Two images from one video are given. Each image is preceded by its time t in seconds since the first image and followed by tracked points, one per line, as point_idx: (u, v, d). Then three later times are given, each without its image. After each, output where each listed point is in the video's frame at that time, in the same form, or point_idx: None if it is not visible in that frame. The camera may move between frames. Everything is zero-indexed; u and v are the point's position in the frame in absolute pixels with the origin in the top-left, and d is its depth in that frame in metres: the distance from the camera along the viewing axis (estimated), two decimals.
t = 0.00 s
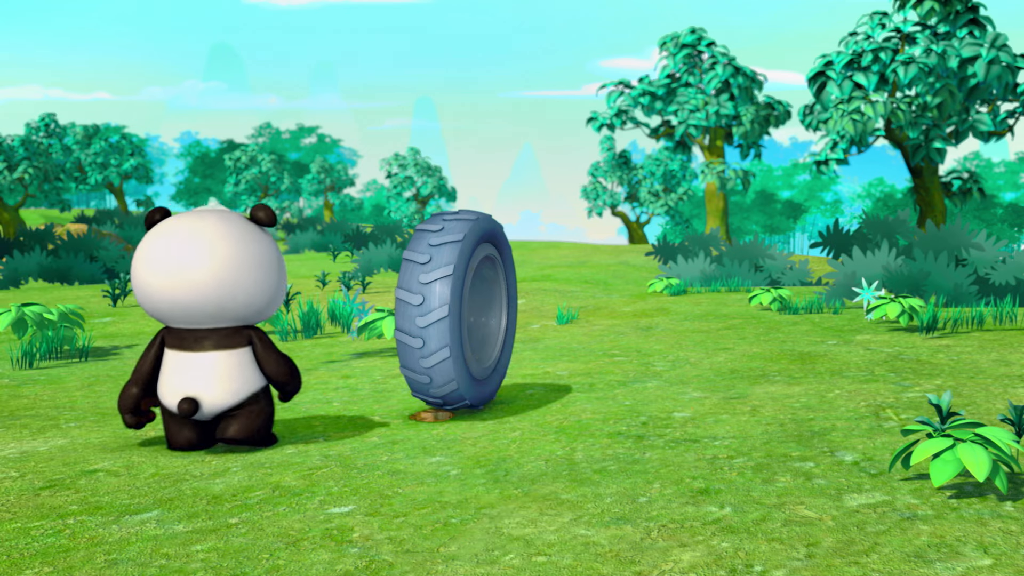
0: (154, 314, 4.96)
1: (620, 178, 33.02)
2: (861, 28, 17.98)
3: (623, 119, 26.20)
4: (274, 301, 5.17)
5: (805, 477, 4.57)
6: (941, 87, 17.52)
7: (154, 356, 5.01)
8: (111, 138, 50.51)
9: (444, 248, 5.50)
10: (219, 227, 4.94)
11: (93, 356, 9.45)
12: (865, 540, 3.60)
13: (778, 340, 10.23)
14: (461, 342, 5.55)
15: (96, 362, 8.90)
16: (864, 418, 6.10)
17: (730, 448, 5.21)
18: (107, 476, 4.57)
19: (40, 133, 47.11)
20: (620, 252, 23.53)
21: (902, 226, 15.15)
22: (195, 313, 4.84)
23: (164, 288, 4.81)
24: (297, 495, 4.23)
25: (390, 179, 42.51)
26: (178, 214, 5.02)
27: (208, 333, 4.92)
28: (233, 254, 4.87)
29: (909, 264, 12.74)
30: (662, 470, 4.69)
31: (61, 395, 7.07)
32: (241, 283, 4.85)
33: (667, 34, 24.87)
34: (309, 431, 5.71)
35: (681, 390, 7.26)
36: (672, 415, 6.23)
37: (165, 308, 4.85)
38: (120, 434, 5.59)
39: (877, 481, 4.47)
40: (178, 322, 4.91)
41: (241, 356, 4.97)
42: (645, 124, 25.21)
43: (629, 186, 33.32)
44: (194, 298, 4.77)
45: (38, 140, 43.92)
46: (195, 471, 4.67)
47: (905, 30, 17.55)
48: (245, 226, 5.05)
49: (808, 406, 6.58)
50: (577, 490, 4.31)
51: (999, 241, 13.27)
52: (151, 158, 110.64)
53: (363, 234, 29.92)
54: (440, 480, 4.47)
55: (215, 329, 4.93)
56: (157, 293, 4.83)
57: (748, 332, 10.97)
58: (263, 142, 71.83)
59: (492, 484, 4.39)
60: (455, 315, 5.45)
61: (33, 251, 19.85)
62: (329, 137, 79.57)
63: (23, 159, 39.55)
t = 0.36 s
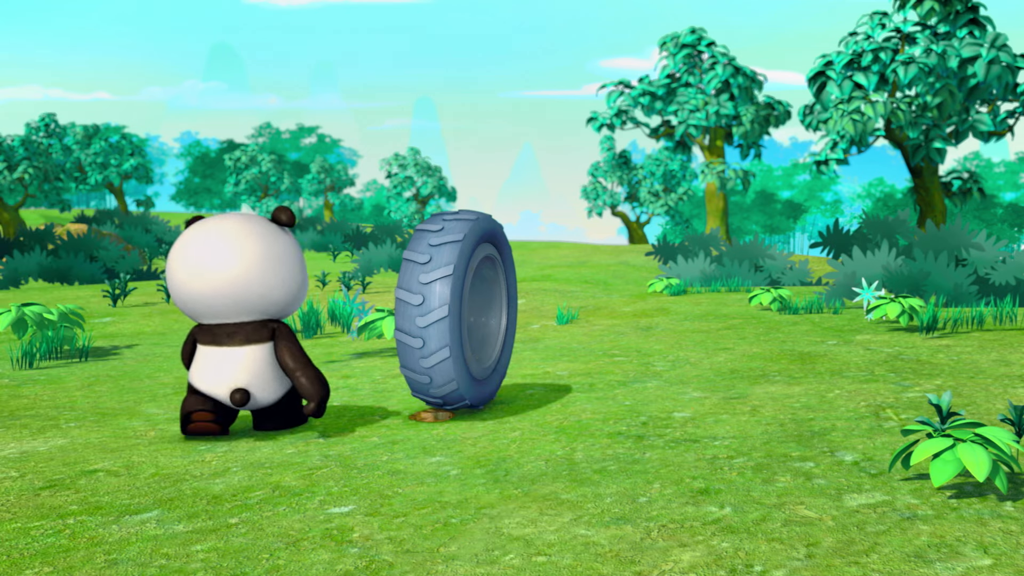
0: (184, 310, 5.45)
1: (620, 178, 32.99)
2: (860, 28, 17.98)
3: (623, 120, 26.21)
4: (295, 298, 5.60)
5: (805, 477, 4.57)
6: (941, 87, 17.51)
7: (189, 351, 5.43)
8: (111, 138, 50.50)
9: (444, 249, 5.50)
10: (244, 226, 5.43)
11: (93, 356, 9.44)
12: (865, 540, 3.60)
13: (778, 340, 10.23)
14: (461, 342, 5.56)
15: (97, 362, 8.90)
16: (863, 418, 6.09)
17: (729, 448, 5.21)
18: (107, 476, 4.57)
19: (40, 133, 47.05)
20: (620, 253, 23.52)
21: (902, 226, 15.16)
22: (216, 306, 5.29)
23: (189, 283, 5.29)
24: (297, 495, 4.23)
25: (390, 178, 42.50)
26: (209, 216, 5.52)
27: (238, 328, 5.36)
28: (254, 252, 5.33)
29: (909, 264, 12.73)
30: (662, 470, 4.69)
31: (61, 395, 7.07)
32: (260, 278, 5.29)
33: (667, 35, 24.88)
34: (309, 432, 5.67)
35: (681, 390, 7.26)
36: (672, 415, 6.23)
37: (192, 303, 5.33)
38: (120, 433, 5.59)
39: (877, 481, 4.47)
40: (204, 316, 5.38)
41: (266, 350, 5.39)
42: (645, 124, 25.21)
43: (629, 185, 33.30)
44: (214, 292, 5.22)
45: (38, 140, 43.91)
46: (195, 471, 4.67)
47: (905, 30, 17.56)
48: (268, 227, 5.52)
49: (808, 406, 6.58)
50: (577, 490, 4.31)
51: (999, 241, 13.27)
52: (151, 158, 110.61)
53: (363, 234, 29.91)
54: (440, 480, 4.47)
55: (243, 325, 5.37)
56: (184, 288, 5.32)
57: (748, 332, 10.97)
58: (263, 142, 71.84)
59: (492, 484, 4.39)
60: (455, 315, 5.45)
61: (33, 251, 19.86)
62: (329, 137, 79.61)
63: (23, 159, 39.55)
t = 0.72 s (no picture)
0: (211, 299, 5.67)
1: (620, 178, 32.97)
2: (861, 28, 17.98)
3: (623, 120, 26.21)
4: (317, 296, 5.83)
5: (805, 477, 4.57)
6: (941, 87, 17.51)
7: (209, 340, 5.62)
8: (111, 138, 50.49)
9: (444, 249, 5.50)
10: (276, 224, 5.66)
11: (93, 356, 9.44)
12: (865, 540, 3.60)
13: (778, 340, 10.23)
14: (461, 342, 5.56)
15: (97, 362, 8.90)
16: (863, 418, 6.09)
17: (730, 448, 5.21)
18: (107, 476, 4.57)
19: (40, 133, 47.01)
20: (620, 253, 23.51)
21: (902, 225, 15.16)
22: (248, 300, 5.51)
23: (222, 276, 5.48)
24: (297, 495, 4.23)
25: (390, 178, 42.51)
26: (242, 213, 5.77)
27: (259, 318, 5.57)
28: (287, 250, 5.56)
29: (909, 264, 12.73)
30: (662, 470, 4.69)
31: (61, 395, 7.08)
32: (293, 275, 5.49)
33: (667, 35, 24.87)
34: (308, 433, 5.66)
35: (681, 390, 7.26)
36: (672, 415, 6.23)
37: (219, 292, 5.56)
38: (120, 433, 5.59)
39: (877, 481, 4.47)
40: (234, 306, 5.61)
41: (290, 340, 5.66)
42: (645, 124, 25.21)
43: (629, 186, 33.28)
44: (244, 284, 5.44)
45: (38, 140, 43.90)
46: (195, 471, 4.67)
47: (905, 30, 17.56)
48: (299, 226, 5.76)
49: (808, 406, 6.58)
50: (577, 490, 4.31)
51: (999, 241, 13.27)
52: (151, 158, 110.62)
53: (363, 234, 29.92)
54: (440, 481, 4.47)
55: (264, 317, 5.58)
56: (213, 278, 5.55)
57: (748, 332, 10.97)
58: (264, 142, 71.84)
59: (492, 484, 4.39)
60: (455, 315, 5.45)
61: (33, 251, 19.85)
62: (329, 137, 79.65)
63: (23, 159, 39.53)
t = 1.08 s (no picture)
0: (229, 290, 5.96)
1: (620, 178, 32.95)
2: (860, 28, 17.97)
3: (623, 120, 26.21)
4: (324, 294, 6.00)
5: (805, 477, 4.57)
6: (941, 87, 17.51)
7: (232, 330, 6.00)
8: (111, 138, 50.48)
9: (444, 248, 5.50)
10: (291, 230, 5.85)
11: (93, 356, 9.44)
12: (865, 540, 3.60)
13: (778, 340, 10.23)
14: (461, 342, 5.56)
15: (97, 362, 8.90)
16: (863, 418, 6.09)
17: (729, 448, 5.21)
18: (107, 476, 4.57)
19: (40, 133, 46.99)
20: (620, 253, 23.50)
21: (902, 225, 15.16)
22: (259, 298, 5.83)
23: (235, 276, 5.77)
24: (297, 495, 4.23)
25: (390, 178, 42.51)
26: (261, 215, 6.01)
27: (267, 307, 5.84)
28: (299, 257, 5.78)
29: (909, 264, 12.73)
30: (662, 470, 4.69)
31: (61, 395, 7.08)
32: (301, 282, 5.72)
33: (667, 35, 24.88)
34: (308, 433, 5.66)
35: (681, 390, 7.26)
36: (672, 415, 6.23)
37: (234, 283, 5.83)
38: (121, 433, 5.59)
39: (877, 481, 4.47)
40: (249, 299, 5.96)
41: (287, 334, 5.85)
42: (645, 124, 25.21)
43: (629, 186, 33.28)
44: (253, 277, 5.70)
45: (38, 140, 43.89)
46: (195, 471, 4.67)
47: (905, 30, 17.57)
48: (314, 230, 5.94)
49: (808, 406, 6.58)
50: (577, 490, 4.31)
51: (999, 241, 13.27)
52: (151, 158, 110.64)
53: (363, 234, 29.94)
54: (440, 480, 4.47)
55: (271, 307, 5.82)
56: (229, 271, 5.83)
57: (748, 332, 10.97)
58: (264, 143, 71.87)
59: (492, 484, 4.39)
60: (455, 315, 5.45)
61: (33, 251, 19.85)
62: (329, 137, 79.69)
63: (24, 159, 39.51)
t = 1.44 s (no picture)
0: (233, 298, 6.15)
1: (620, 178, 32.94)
2: (860, 28, 17.98)
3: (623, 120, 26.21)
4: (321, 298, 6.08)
5: (805, 477, 4.57)
6: (941, 87, 17.51)
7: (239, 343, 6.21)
8: (111, 138, 50.48)
9: (444, 249, 5.50)
10: (285, 238, 5.91)
11: (93, 356, 9.44)
12: (865, 540, 3.60)
13: (778, 340, 10.23)
14: (461, 342, 5.56)
15: (96, 362, 8.90)
16: (863, 418, 6.09)
17: (729, 448, 5.21)
18: (107, 476, 4.57)
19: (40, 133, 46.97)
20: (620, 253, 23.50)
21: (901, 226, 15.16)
22: (255, 306, 5.95)
23: (234, 283, 5.91)
24: (297, 495, 4.23)
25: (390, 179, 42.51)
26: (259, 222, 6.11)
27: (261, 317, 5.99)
28: (292, 267, 5.85)
29: (909, 264, 12.73)
30: (662, 470, 4.69)
31: (61, 395, 7.07)
32: (293, 293, 5.82)
33: (667, 35, 24.88)
34: (309, 433, 5.66)
35: (681, 391, 7.26)
36: (672, 415, 6.23)
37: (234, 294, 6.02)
38: (121, 433, 5.59)
39: (877, 481, 4.47)
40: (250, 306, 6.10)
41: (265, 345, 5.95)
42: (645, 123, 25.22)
43: (629, 186, 33.28)
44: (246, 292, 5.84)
45: (39, 140, 43.89)
46: (195, 471, 4.67)
47: (905, 30, 17.57)
48: (309, 237, 5.99)
49: (808, 406, 6.58)
50: (577, 490, 4.31)
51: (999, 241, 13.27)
52: (151, 158, 110.65)
53: (363, 234, 29.94)
54: (440, 480, 4.47)
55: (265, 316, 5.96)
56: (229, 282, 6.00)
57: (747, 332, 10.97)
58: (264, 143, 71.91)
59: (492, 484, 4.39)
60: (455, 315, 5.45)
61: (33, 251, 19.84)
62: (329, 137, 79.73)
63: (24, 159, 39.51)
